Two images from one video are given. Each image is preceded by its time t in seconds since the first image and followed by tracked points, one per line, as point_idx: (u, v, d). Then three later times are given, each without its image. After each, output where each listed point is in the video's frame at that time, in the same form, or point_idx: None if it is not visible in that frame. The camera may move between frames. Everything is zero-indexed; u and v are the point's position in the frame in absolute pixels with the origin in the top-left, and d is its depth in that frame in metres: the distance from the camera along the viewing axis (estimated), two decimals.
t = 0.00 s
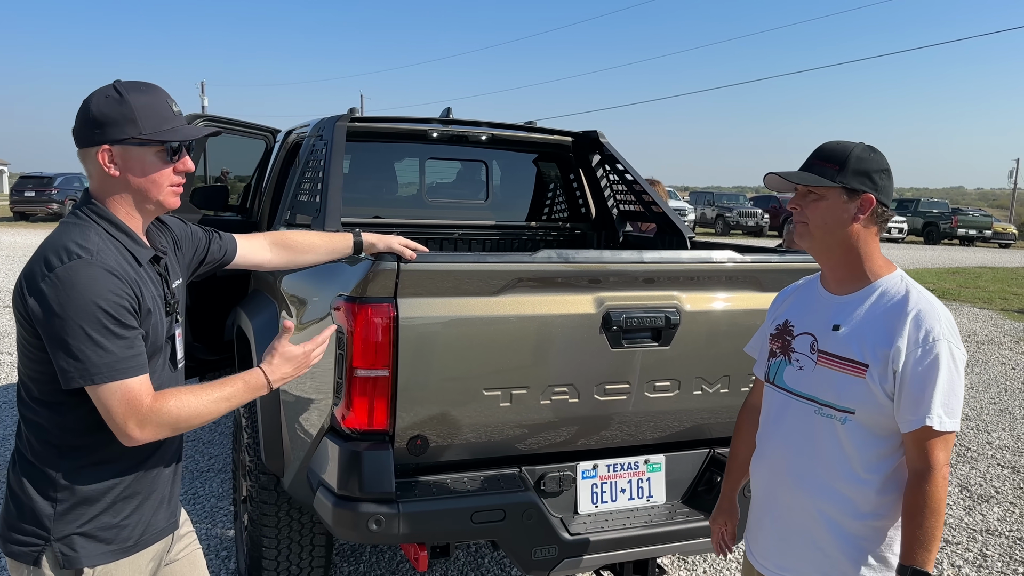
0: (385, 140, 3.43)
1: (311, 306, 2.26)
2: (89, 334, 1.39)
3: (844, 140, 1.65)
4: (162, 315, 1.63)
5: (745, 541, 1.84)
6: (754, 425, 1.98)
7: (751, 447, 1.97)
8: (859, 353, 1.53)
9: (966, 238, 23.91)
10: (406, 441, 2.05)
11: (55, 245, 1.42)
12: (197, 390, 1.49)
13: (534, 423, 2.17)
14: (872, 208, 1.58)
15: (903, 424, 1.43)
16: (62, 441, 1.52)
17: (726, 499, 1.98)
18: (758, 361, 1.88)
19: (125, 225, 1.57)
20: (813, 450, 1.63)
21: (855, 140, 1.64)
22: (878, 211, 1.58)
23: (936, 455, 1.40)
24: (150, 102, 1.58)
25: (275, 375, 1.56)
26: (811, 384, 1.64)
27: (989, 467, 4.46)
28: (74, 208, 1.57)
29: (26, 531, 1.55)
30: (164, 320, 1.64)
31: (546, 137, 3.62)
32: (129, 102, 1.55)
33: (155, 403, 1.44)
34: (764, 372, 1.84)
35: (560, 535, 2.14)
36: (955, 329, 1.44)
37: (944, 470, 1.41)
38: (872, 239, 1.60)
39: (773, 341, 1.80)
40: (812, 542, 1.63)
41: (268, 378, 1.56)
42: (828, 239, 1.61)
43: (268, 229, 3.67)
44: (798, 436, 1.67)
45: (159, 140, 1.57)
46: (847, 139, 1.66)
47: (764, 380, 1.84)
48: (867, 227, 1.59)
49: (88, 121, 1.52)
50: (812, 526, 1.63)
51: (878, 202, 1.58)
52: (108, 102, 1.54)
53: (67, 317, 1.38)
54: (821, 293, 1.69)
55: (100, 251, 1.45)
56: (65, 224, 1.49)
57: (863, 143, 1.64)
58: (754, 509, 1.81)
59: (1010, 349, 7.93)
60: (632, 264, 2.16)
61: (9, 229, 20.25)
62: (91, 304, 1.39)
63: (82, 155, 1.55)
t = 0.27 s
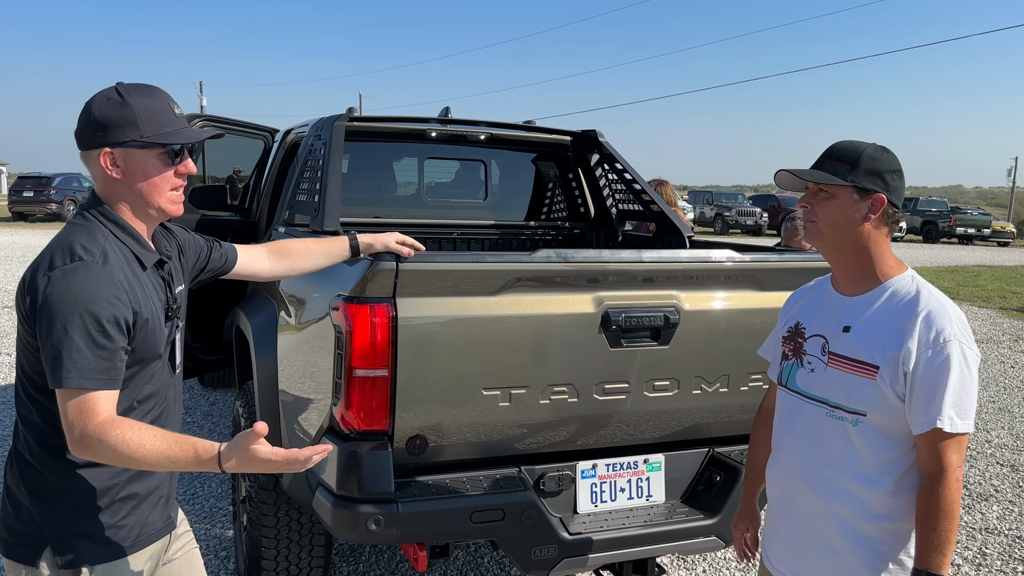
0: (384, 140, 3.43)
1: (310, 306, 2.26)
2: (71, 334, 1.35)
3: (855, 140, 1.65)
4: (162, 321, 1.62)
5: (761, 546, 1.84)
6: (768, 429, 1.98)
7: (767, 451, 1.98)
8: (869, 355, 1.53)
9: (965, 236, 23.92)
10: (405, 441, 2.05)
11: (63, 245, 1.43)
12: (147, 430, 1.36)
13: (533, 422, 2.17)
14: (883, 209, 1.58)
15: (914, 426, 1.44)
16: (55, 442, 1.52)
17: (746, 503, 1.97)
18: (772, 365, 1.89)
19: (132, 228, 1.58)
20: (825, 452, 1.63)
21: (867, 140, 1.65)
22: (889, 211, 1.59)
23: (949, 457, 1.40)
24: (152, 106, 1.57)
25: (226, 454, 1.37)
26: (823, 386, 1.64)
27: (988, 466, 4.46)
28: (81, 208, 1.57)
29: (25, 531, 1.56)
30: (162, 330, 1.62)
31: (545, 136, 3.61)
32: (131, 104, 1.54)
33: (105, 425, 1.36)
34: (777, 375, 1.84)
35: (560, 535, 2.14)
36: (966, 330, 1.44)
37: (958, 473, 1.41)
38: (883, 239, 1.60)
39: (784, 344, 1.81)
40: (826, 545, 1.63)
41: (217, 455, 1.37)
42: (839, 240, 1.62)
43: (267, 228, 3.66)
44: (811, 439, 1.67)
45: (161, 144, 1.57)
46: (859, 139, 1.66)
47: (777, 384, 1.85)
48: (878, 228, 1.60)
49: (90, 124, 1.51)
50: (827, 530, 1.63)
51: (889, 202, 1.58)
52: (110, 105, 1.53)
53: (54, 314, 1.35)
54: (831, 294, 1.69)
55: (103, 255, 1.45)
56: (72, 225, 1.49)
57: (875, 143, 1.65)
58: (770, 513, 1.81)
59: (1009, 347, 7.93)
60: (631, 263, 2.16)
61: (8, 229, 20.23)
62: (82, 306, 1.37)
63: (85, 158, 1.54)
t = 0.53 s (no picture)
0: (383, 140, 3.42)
1: (309, 306, 2.25)
2: (56, 345, 1.35)
3: (841, 142, 1.65)
4: (156, 323, 1.61)
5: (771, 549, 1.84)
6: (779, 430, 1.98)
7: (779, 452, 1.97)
8: (872, 354, 1.53)
9: (964, 235, 23.93)
10: (404, 442, 2.05)
11: (52, 249, 1.43)
12: (127, 440, 1.37)
13: (532, 423, 2.17)
14: (877, 206, 1.58)
15: (917, 425, 1.43)
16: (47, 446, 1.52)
17: (757, 506, 1.98)
18: (779, 366, 1.89)
19: (123, 231, 1.56)
20: (831, 453, 1.63)
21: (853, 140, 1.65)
22: (885, 207, 1.58)
23: (952, 457, 1.40)
24: (146, 104, 1.57)
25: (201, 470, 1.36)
26: (827, 386, 1.64)
27: (987, 465, 4.46)
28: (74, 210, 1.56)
29: (17, 533, 1.56)
30: (156, 333, 1.61)
31: (544, 136, 3.61)
32: (124, 103, 1.54)
33: (86, 433, 1.37)
34: (784, 377, 1.84)
35: (559, 535, 2.14)
36: (970, 327, 1.43)
37: (961, 472, 1.40)
38: (882, 237, 1.60)
39: (791, 345, 1.81)
40: (833, 547, 1.62)
41: (194, 470, 1.37)
42: (838, 243, 1.62)
43: (266, 229, 3.66)
44: (816, 440, 1.67)
45: (156, 141, 1.57)
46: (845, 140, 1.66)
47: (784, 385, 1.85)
48: (876, 226, 1.59)
49: (85, 123, 1.51)
50: (833, 531, 1.62)
51: (884, 198, 1.58)
52: (103, 104, 1.53)
53: (39, 324, 1.35)
54: (836, 295, 1.69)
55: (91, 259, 1.44)
56: (64, 228, 1.49)
57: (862, 143, 1.65)
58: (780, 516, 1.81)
59: (1008, 347, 7.93)
60: (630, 263, 2.16)
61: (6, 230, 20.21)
62: (67, 314, 1.37)
63: (80, 157, 1.54)
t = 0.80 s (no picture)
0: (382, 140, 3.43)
1: (309, 306, 2.25)
2: (53, 346, 1.36)
3: (811, 150, 1.67)
4: (152, 324, 1.61)
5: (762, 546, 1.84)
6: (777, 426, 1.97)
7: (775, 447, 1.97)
8: (867, 356, 1.53)
9: (963, 235, 23.94)
10: (404, 442, 2.05)
11: (46, 251, 1.43)
12: (129, 441, 1.37)
13: (533, 423, 2.17)
14: (860, 207, 1.58)
15: (911, 428, 1.44)
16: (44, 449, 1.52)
17: (755, 501, 1.98)
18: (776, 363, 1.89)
19: (118, 232, 1.56)
20: (824, 452, 1.64)
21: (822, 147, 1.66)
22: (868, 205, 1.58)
23: (945, 459, 1.40)
24: (150, 106, 1.58)
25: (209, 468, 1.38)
26: (822, 387, 1.65)
27: (986, 464, 4.47)
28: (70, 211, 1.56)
29: (12, 536, 1.55)
30: (152, 333, 1.61)
31: (543, 136, 3.61)
32: (128, 104, 1.55)
33: (87, 435, 1.37)
34: (779, 373, 1.85)
35: (559, 535, 2.14)
36: (966, 330, 1.43)
37: (954, 475, 1.40)
38: (871, 237, 1.59)
39: (787, 343, 1.81)
40: (825, 545, 1.63)
41: (200, 468, 1.38)
42: (829, 248, 1.62)
43: (265, 229, 3.66)
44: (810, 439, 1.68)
45: (158, 144, 1.57)
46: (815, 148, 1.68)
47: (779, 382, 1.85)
48: (863, 225, 1.59)
49: (89, 122, 1.51)
50: (826, 530, 1.63)
51: (863, 195, 1.58)
52: (108, 104, 1.54)
53: (35, 326, 1.36)
54: (830, 295, 1.69)
55: (87, 260, 1.44)
56: (59, 229, 1.49)
57: (831, 148, 1.66)
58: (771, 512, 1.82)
59: (1007, 346, 7.94)
60: (629, 263, 2.16)
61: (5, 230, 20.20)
62: (63, 316, 1.37)
63: (81, 156, 1.53)
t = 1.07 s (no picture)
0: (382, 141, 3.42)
1: (310, 307, 2.25)
2: (54, 345, 1.36)
3: (818, 145, 1.65)
4: (152, 325, 1.61)
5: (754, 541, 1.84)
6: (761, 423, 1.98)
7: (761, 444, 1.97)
8: (856, 358, 1.53)
9: (963, 235, 23.94)
10: (404, 442, 2.05)
11: (46, 250, 1.43)
12: (139, 431, 1.44)
13: (533, 423, 2.17)
14: (852, 210, 1.57)
15: (897, 428, 1.44)
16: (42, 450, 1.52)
17: (738, 495, 1.98)
18: (765, 360, 1.89)
19: (118, 231, 1.56)
20: (813, 452, 1.63)
21: (830, 143, 1.64)
22: (859, 209, 1.58)
23: (929, 460, 1.40)
24: (142, 101, 1.58)
25: (224, 447, 1.52)
26: (811, 387, 1.64)
27: (986, 464, 4.47)
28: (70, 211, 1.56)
29: (10, 538, 1.55)
30: (151, 334, 1.61)
31: (543, 136, 3.61)
32: (119, 100, 1.55)
33: (93, 431, 1.39)
34: (769, 373, 1.85)
35: (559, 535, 2.14)
36: (953, 332, 1.43)
37: (938, 475, 1.40)
38: (859, 240, 1.59)
39: (776, 342, 1.81)
40: (815, 545, 1.63)
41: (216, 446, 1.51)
42: (815, 248, 1.62)
43: (265, 229, 3.66)
44: (799, 439, 1.67)
45: (150, 135, 1.58)
46: (823, 143, 1.66)
47: (770, 381, 1.84)
48: (852, 228, 1.58)
49: (82, 121, 1.52)
50: (815, 530, 1.63)
51: (857, 200, 1.58)
52: (100, 101, 1.54)
53: (36, 325, 1.36)
54: (820, 295, 1.69)
55: (87, 259, 1.44)
56: (59, 228, 1.49)
57: (837, 145, 1.64)
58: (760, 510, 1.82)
59: (1007, 346, 7.94)
60: (629, 264, 2.16)
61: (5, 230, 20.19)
62: (64, 315, 1.37)
63: (77, 158, 1.54)
